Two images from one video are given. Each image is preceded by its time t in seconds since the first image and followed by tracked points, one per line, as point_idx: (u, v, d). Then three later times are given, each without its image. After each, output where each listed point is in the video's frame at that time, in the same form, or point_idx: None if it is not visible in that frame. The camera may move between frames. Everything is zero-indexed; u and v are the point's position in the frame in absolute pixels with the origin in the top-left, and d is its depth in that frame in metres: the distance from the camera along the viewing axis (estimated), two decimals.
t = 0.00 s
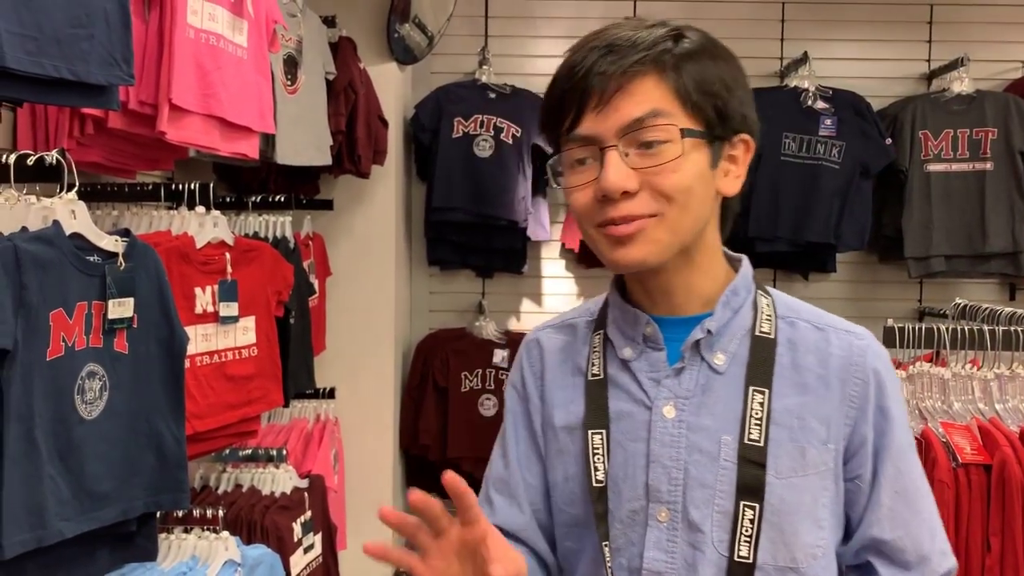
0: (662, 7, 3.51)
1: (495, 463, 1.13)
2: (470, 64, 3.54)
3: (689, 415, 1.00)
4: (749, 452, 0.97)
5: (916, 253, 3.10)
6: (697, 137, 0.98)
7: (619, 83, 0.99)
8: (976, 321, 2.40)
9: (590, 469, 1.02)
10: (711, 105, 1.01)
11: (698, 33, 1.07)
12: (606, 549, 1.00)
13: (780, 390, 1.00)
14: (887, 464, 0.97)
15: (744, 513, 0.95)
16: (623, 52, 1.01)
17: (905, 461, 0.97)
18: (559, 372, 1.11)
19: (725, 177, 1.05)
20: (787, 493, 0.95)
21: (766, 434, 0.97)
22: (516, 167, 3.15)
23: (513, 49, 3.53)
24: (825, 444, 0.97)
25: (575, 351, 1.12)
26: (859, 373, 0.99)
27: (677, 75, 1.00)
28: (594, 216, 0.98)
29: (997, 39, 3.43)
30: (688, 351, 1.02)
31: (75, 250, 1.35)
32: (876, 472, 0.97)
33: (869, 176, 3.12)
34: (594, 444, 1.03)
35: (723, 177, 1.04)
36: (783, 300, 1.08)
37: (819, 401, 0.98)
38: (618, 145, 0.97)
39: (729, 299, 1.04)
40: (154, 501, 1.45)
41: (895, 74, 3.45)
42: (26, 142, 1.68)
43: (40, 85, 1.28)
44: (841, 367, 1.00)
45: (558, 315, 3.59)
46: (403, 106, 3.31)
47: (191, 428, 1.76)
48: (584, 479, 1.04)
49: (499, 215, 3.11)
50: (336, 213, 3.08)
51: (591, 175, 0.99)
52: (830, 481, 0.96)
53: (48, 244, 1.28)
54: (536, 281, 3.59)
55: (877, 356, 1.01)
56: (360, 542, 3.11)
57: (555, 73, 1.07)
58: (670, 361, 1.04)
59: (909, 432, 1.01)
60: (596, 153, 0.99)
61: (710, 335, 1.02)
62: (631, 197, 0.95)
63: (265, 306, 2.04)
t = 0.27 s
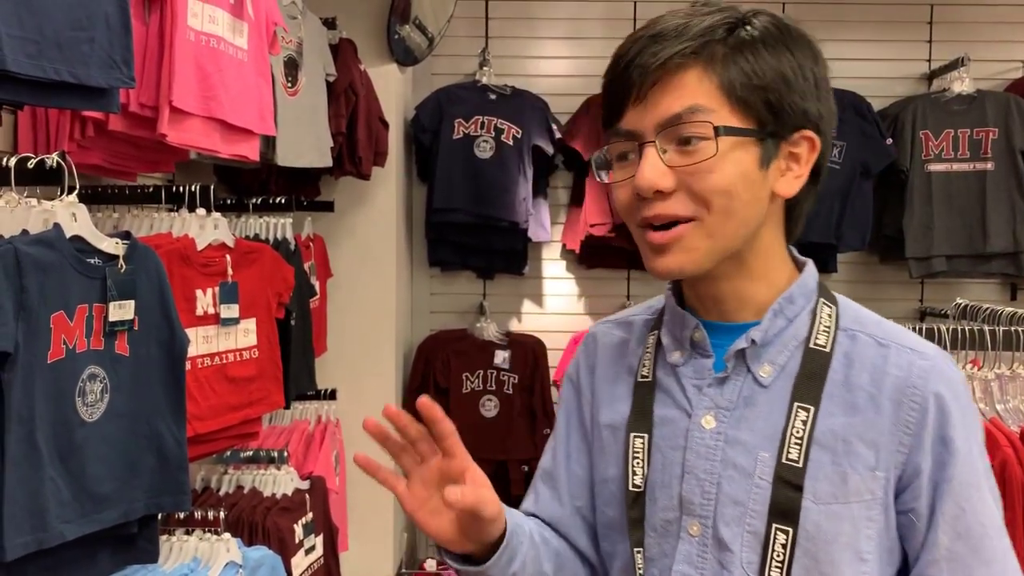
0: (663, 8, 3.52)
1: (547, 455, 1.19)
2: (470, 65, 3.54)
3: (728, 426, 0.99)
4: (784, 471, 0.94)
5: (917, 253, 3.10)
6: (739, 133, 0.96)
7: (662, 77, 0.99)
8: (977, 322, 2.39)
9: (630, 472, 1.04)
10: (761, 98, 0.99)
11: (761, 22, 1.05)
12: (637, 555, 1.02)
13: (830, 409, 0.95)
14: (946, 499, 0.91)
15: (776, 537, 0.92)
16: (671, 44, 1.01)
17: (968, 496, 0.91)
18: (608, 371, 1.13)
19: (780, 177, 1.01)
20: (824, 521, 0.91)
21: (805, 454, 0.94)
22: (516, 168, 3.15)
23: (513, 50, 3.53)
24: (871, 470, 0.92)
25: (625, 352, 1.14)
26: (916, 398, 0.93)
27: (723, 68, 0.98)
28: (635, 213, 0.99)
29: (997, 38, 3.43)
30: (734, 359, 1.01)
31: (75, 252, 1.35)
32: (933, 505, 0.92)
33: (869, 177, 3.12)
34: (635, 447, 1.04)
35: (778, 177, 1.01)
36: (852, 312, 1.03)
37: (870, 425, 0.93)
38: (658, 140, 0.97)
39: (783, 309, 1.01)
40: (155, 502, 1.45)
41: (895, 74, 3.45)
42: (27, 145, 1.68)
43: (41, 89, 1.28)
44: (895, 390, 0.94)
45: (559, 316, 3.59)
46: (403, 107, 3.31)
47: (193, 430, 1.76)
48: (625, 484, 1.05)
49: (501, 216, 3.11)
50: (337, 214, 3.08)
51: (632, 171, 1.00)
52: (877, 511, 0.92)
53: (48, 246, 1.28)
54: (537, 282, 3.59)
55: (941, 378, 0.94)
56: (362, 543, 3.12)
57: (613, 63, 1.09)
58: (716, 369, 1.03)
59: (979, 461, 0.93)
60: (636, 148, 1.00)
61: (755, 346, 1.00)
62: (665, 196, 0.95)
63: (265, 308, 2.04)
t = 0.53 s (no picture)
0: (659, 9, 3.52)
1: (609, 453, 1.22)
2: (467, 66, 3.54)
3: (764, 444, 0.94)
4: (817, 499, 0.88)
5: (914, 253, 3.10)
6: (784, 139, 0.90)
7: (706, 72, 0.94)
8: (973, 321, 2.40)
9: (669, 480, 1.03)
10: (812, 100, 0.92)
11: (830, 12, 0.97)
12: (671, 565, 1.01)
13: (873, 436, 0.88)
14: (995, 546, 0.82)
15: (804, 564, 0.87)
16: (721, 35, 0.95)
17: None
18: (661, 376, 1.13)
19: (837, 183, 0.94)
20: (853, 555, 0.85)
21: (840, 482, 0.87)
22: (513, 169, 3.16)
23: (510, 51, 3.53)
24: (911, 508, 0.85)
25: (678, 356, 1.13)
26: (967, 434, 0.84)
27: (773, 66, 0.92)
28: (676, 214, 0.96)
29: (993, 38, 3.43)
30: (776, 374, 0.96)
31: (71, 256, 1.35)
32: (982, 549, 0.84)
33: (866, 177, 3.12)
34: (676, 455, 1.03)
35: (833, 183, 0.94)
36: (916, 329, 0.94)
37: (913, 458, 0.85)
38: (700, 140, 0.93)
39: (834, 323, 0.95)
40: (152, 506, 1.45)
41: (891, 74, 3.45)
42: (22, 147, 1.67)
43: (37, 92, 1.28)
44: (945, 422, 0.85)
45: (557, 317, 3.59)
46: (400, 109, 3.31)
47: (190, 433, 1.76)
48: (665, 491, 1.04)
49: (498, 217, 3.11)
50: (333, 216, 3.08)
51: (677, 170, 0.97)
52: (914, 549, 0.84)
53: (44, 250, 1.28)
54: (535, 283, 3.59)
55: (999, 413, 0.84)
56: (361, 545, 3.12)
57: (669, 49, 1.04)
58: (760, 382, 0.99)
59: None
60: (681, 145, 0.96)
61: (797, 362, 0.94)
62: (703, 200, 0.92)
63: (262, 310, 2.04)
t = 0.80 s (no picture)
0: (654, 10, 3.53)
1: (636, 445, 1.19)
2: (462, 67, 3.54)
3: (790, 454, 0.92)
4: (839, 515, 0.85)
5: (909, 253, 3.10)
6: (825, 147, 0.85)
7: (748, 69, 0.89)
8: (967, 320, 2.40)
9: (694, 482, 1.01)
10: (861, 106, 0.86)
11: (891, 7, 0.90)
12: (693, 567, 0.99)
13: (903, 455, 0.84)
14: None
15: None
16: (766, 29, 0.90)
17: None
18: (691, 372, 1.10)
19: (883, 194, 0.89)
20: None
21: (863, 500, 0.84)
22: (508, 170, 3.15)
23: (505, 53, 3.53)
24: (938, 533, 0.82)
25: (711, 354, 1.10)
26: (1002, 462, 0.80)
27: (820, 67, 0.86)
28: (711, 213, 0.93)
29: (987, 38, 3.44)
30: (806, 383, 0.93)
31: (63, 258, 1.34)
32: None
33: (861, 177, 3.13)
34: (703, 457, 1.01)
35: (878, 194, 0.88)
36: (959, 343, 0.89)
37: (942, 481, 0.82)
38: (737, 141, 0.89)
39: (870, 334, 0.91)
40: (145, 509, 1.44)
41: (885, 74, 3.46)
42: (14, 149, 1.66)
43: (28, 94, 1.28)
44: (979, 446, 0.81)
45: (553, 318, 3.59)
46: (395, 110, 3.31)
47: (184, 435, 1.75)
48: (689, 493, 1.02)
49: (493, 219, 3.11)
50: (328, 217, 3.07)
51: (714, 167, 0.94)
52: None
53: (36, 253, 1.27)
54: (530, 285, 3.58)
55: None
56: (357, 547, 3.11)
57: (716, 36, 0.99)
58: (789, 391, 0.96)
59: None
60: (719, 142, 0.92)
61: (828, 373, 0.91)
62: (736, 204, 0.88)
63: (256, 313, 2.04)
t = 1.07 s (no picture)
0: (649, 12, 3.53)
1: (632, 447, 1.18)
2: (457, 70, 3.53)
3: (806, 459, 0.91)
4: (862, 522, 0.85)
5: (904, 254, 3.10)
6: (863, 152, 0.85)
7: (786, 68, 0.87)
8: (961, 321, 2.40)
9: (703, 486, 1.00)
10: (900, 111, 0.86)
11: (927, 12, 0.90)
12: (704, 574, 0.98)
13: (927, 461, 0.85)
14: None
15: None
16: (805, 28, 0.89)
17: None
18: (696, 374, 1.09)
19: (914, 201, 0.89)
20: None
21: (887, 506, 0.84)
22: (504, 172, 3.15)
23: (500, 55, 3.53)
24: (962, 539, 0.83)
25: (718, 355, 1.09)
26: None
27: (860, 69, 0.86)
28: (735, 214, 0.92)
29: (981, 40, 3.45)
30: (826, 388, 0.92)
31: (57, 262, 1.34)
32: None
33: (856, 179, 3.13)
34: (711, 461, 1.00)
35: (909, 201, 0.89)
36: (975, 349, 0.91)
37: (969, 487, 0.83)
38: (768, 142, 0.88)
39: (892, 338, 0.91)
40: (141, 513, 1.44)
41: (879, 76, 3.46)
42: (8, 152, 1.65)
43: (22, 97, 1.27)
44: (1005, 454, 0.83)
45: (549, 319, 3.59)
46: (390, 112, 3.30)
47: (178, 439, 1.75)
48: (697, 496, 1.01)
49: (489, 220, 3.11)
50: (323, 220, 3.06)
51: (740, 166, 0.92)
52: None
53: (29, 256, 1.27)
54: (526, 286, 3.58)
55: None
56: (353, 550, 3.10)
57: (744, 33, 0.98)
58: (806, 392, 0.96)
59: None
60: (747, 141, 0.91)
61: (850, 377, 0.90)
62: (766, 206, 0.86)
63: (252, 316, 2.03)
